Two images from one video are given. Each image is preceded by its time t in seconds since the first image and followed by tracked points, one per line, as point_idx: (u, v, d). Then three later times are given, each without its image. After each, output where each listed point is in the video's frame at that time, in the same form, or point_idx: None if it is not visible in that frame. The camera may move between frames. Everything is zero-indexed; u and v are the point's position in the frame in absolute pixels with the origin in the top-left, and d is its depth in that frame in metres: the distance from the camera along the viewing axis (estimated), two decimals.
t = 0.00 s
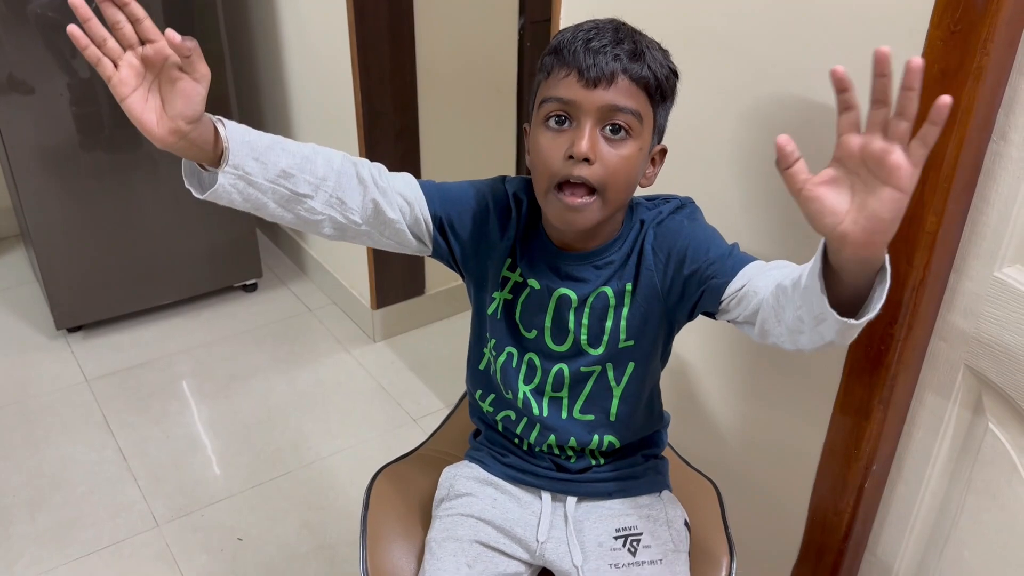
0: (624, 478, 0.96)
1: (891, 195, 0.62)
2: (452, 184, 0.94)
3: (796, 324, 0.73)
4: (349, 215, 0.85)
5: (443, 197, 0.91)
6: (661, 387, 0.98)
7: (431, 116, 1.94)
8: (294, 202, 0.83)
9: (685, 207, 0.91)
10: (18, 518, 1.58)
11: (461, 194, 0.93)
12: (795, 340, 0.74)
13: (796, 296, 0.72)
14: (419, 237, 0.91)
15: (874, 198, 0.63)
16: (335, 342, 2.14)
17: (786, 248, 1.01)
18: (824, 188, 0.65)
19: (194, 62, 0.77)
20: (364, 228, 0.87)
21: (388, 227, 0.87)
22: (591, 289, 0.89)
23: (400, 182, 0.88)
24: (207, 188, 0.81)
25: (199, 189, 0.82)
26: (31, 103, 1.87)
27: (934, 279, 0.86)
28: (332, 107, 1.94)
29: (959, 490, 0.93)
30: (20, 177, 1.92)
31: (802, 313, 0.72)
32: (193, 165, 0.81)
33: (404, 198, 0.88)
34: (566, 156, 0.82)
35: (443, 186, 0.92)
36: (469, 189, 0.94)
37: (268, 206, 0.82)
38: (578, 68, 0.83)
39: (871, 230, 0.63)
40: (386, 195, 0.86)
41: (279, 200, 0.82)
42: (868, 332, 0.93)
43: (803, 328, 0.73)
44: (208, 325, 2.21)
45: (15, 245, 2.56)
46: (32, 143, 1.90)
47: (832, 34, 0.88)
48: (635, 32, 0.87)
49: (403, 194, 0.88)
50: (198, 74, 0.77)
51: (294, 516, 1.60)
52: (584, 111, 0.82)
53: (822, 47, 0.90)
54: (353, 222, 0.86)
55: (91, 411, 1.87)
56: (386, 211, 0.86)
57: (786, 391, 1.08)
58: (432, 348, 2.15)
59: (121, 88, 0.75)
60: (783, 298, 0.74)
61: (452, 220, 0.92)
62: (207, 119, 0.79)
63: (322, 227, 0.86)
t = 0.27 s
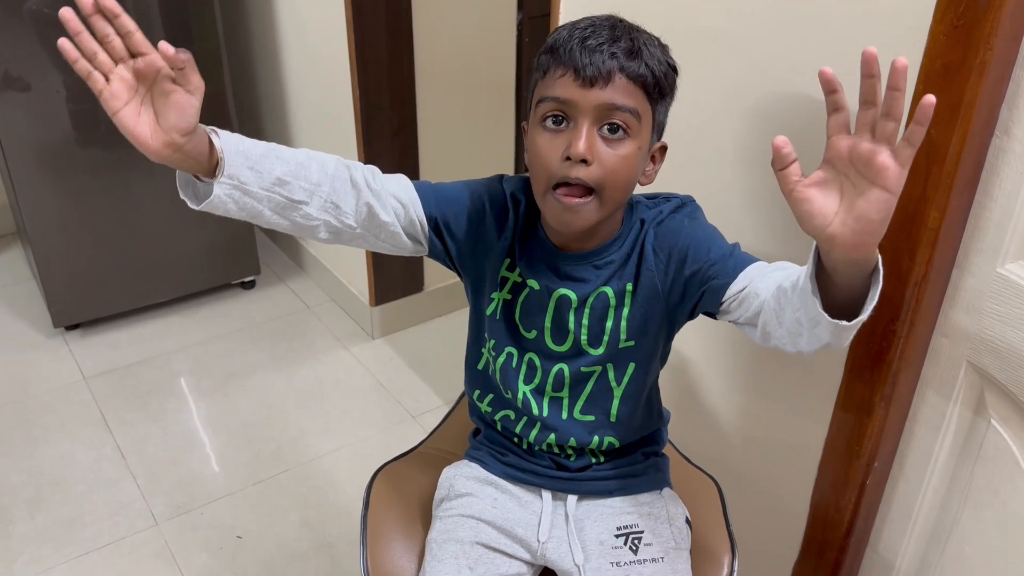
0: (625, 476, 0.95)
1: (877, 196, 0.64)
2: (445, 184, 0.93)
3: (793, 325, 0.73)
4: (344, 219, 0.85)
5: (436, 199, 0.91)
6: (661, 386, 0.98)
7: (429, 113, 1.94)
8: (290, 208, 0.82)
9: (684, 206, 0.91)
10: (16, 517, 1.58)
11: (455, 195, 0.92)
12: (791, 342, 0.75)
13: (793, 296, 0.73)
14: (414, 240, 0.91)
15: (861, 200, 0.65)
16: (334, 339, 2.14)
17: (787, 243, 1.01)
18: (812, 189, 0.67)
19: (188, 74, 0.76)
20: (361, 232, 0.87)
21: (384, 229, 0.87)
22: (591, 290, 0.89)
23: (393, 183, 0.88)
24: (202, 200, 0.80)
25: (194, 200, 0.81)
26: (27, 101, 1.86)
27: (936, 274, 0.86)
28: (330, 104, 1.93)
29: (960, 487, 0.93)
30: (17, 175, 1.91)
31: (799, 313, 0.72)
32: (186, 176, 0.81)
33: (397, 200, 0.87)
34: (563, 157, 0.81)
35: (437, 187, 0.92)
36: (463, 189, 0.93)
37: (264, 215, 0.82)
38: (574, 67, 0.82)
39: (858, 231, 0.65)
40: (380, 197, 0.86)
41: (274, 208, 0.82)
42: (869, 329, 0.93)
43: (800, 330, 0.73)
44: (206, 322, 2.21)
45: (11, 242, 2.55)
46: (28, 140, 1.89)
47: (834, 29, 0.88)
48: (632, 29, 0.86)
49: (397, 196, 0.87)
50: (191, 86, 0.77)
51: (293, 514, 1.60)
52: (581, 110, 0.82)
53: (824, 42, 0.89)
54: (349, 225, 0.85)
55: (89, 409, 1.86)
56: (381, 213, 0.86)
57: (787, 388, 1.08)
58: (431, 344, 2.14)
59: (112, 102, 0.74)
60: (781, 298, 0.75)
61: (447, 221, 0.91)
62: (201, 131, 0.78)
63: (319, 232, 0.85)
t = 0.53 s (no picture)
0: (620, 468, 0.94)
1: (867, 189, 0.63)
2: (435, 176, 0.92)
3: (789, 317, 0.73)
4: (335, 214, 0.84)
5: (427, 189, 0.89)
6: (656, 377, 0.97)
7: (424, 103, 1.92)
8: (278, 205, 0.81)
9: (680, 197, 0.90)
10: (9, 511, 1.57)
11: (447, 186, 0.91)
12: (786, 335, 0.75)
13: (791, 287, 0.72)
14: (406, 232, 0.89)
15: (850, 192, 0.64)
16: (328, 331, 2.13)
17: (783, 233, 1.00)
18: (802, 180, 0.66)
19: (171, 69, 0.75)
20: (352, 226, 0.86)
21: (374, 224, 0.86)
22: (586, 281, 0.88)
23: (382, 177, 0.86)
24: (190, 197, 0.79)
25: (181, 197, 0.80)
26: (17, 92, 1.84)
27: (932, 263, 0.85)
28: (323, 94, 1.92)
29: (957, 476, 0.93)
30: (8, 167, 1.89)
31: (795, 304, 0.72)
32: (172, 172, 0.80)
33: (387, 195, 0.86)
34: (555, 149, 0.80)
35: (427, 178, 0.90)
36: (454, 181, 0.92)
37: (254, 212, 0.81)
38: (563, 57, 0.80)
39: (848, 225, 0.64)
40: (370, 192, 0.84)
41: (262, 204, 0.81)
42: (865, 320, 0.92)
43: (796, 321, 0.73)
44: (200, 315, 2.20)
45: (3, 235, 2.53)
46: (19, 132, 1.87)
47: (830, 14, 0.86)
48: (622, 16, 0.84)
49: (387, 190, 0.86)
50: (175, 82, 0.76)
51: (288, 506, 1.60)
52: (572, 101, 0.80)
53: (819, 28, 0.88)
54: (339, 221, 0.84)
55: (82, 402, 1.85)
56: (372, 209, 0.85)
57: (783, 378, 1.07)
58: (426, 336, 2.13)
59: (95, 100, 0.74)
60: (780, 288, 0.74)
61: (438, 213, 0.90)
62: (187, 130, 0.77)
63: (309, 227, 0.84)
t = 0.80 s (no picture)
0: (620, 462, 0.94)
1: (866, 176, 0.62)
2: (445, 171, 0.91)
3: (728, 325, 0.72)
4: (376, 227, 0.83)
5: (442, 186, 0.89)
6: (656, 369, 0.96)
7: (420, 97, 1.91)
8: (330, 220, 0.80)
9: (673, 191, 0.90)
10: (3, 509, 1.56)
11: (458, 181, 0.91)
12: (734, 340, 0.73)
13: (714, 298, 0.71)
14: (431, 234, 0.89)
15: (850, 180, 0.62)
16: (325, 327, 2.12)
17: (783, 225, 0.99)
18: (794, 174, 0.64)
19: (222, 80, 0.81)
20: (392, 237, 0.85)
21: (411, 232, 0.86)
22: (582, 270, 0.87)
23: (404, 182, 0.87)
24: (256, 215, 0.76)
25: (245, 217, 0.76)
26: (10, 87, 1.82)
27: (934, 254, 0.84)
28: (318, 89, 1.90)
29: (959, 469, 0.93)
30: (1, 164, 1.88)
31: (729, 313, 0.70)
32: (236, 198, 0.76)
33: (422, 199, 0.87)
34: (551, 145, 0.79)
35: (439, 177, 0.90)
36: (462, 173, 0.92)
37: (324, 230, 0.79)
38: (556, 52, 0.79)
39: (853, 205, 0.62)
40: (401, 197, 0.85)
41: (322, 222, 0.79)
42: (866, 313, 0.91)
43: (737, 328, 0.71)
44: (196, 311, 2.18)
45: None
46: (12, 127, 1.86)
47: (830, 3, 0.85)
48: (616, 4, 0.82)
49: (418, 194, 0.87)
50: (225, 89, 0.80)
51: (284, 503, 1.59)
52: (567, 96, 0.80)
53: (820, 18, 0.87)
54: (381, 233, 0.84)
55: (78, 399, 1.84)
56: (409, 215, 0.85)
57: (783, 372, 1.07)
58: (423, 332, 2.12)
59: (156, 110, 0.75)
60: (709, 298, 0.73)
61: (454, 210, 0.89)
62: (241, 148, 0.76)
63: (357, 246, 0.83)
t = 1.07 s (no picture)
0: (611, 467, 0.93)
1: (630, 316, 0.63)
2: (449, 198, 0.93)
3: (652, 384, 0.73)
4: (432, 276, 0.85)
5: (456, 220, 0.90)
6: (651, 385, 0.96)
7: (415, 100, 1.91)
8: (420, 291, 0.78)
9: (662, 217, 0.88)
10: None
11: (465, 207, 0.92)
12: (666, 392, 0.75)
13: (613, 369, 0.72)
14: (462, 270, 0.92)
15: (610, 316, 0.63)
16: (321, 331, 2.12)
17: (776, 230, 0.99)
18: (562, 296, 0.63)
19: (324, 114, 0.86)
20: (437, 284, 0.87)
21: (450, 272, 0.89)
22: (564, 295, 0.90)
23: (423, 227, 0.87)
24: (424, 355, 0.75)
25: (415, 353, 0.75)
26: (5, 92, 1.82)
27: (926, 260, 0.84)
28: (313, 92, 1.90)
29: (952, 474, 0.93)
30: None
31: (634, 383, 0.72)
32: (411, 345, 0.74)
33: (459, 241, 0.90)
34: (536, 144, 0.80)
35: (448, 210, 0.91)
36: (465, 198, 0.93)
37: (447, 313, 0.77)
38: (548, 56, 0.80)
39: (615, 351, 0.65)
40: (438, 242, 0.87)
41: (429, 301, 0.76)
42: (858, 317, 0.92)
43: (653, 391, 0.72)
44: (191, 315, 2.18)
45: None
46: (8, 132, 1.86)
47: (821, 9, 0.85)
48: (611, 17, 0.83)
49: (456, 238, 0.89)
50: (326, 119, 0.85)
51: (280, 508, 1.59)
52: (555, 99, 0.80)
53: (811, 24, 0.87)
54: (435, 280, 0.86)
55: (74, 404, 1.84)
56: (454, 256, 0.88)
57: (776, 377, 1.07)
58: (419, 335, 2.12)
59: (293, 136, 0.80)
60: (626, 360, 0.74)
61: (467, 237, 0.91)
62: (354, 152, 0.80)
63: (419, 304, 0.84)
